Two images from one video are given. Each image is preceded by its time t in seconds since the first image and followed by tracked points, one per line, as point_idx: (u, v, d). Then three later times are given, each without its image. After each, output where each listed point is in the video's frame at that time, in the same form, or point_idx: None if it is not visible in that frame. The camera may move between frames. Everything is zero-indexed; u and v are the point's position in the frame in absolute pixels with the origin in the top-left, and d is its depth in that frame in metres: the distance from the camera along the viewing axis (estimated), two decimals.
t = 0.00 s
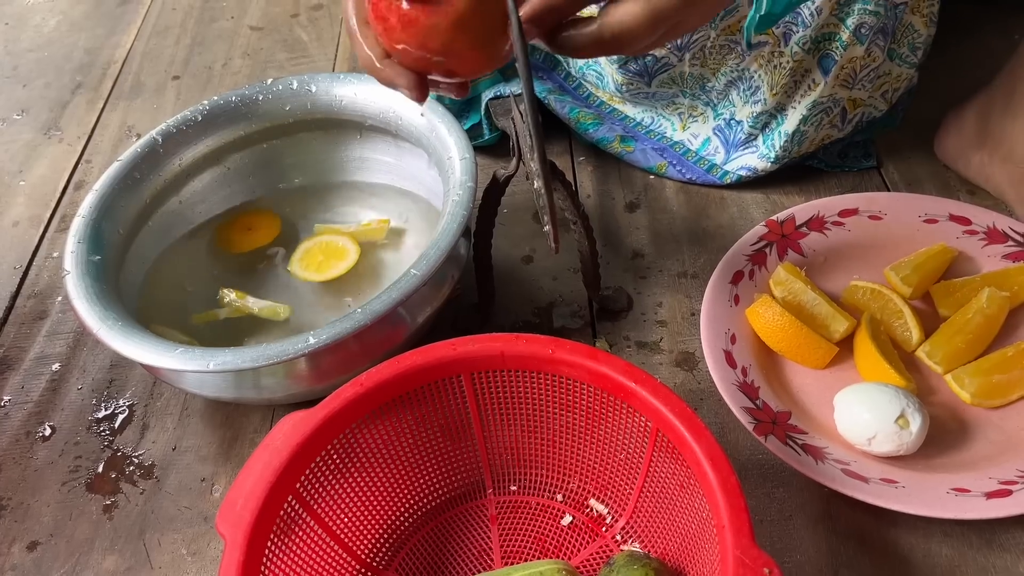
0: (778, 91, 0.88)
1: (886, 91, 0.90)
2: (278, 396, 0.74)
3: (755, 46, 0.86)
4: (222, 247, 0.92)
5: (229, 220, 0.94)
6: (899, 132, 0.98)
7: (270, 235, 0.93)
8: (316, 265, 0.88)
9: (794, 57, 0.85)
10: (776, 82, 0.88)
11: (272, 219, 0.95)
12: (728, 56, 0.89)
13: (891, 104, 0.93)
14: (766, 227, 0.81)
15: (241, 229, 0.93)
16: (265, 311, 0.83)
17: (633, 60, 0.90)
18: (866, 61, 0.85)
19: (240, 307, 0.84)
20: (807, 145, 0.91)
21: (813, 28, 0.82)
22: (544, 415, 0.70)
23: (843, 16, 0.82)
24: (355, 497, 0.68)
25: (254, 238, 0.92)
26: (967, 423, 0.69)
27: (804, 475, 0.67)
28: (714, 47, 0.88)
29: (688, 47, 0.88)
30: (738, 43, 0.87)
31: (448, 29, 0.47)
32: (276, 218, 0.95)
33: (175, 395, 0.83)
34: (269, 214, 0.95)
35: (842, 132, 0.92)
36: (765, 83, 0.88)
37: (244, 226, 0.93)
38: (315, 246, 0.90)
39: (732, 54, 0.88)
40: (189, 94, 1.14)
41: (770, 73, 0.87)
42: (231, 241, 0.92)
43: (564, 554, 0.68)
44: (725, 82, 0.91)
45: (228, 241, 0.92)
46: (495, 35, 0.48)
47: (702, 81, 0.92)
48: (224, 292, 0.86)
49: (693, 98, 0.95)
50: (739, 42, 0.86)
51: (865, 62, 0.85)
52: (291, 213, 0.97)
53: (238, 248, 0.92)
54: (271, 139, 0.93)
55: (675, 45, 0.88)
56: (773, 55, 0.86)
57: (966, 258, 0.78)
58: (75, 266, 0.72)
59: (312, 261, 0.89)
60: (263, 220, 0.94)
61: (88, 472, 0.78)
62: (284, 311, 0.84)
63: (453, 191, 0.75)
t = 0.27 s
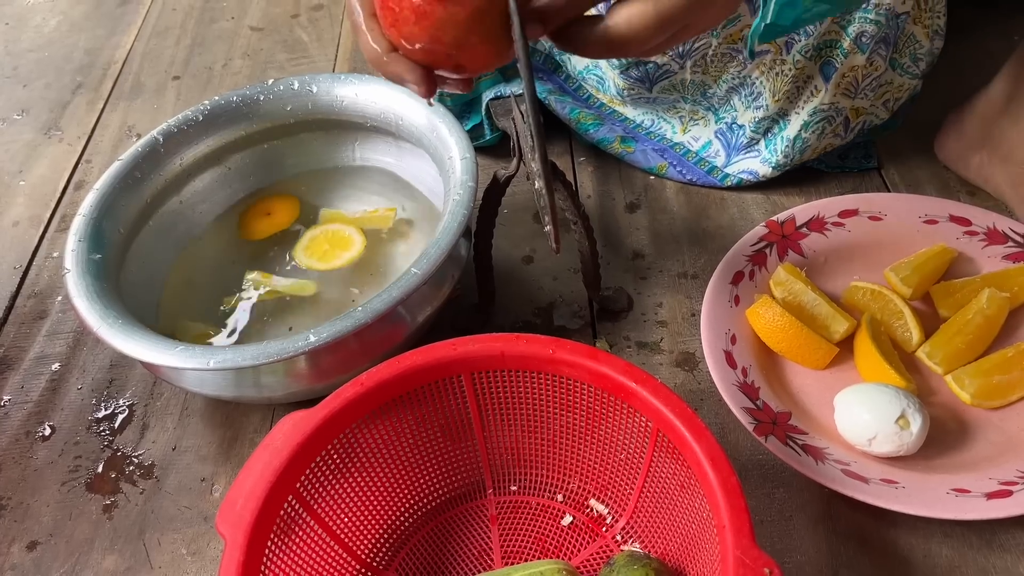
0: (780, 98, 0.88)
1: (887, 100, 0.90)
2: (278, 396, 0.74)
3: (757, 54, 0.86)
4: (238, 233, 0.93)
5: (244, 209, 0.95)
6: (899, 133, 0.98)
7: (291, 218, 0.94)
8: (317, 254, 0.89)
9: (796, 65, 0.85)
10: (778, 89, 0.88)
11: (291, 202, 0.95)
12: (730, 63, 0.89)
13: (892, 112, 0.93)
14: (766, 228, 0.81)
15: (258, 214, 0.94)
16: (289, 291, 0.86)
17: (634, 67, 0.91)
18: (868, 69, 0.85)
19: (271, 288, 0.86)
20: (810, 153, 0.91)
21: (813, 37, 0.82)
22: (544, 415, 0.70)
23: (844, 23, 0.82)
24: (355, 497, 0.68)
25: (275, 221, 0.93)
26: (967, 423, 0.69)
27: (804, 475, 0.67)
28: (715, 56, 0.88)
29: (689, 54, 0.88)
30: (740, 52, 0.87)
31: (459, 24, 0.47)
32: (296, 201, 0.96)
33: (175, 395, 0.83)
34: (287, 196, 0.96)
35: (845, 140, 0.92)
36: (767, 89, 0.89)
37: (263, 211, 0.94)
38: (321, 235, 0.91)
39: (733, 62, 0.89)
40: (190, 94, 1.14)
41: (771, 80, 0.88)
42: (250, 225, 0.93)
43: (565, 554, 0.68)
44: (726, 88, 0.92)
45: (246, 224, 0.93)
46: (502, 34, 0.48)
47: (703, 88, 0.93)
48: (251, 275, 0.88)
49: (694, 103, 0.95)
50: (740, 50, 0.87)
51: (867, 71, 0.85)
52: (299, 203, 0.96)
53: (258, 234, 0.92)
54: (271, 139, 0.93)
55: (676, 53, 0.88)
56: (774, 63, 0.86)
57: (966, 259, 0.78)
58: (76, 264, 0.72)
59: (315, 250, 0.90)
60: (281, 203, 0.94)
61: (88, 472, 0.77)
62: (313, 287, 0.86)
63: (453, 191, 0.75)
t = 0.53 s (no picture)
0: (783, 101, 0.89)
1: (891, 106, 0.90)
2: (280, 393, 0.74)
3: (760, 58, 0.87)
4: (239, 234, 0.93)
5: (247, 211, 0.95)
6: (901, 132, 0.98)
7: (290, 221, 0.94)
8: (326, 266, 0.87)
9: (799, 70, 0.86)
10: (781, 93, 0.89)
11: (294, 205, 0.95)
12: (733, 69, 0.89)
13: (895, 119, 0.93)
14: (768, 227, 0.81)
15: (259, 217, 0.94)
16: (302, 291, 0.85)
17: (637, 71, 0.91)
18: (872, 77, 0.86)
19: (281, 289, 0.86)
20: (814, 159, 0.91)
21: (817, 43, 0.84)
22: (547, 413, 0.70)
23: (847, 29, 0.83)
24: (358, 494, 0.68)
25: (276, 224, 0.93)
26: (969, 422, 0.69)
27: (806, 473, 0.67)
28: (718, 61, 0.89)
29: (693, 59, 0.89)
30: (743, 57, 0.88)
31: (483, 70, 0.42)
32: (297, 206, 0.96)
33: (177, 392, 0.83)
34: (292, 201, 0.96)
35: (847, 147, 0.92)
36: (771, 93, 0.89)
37: (264, 215, 0.94)
38: (331, 246, 0.89)
39: (736, 67, 0.89)
40: (192, 92, 1.14)
41: (775, 84, 0.89)
42: (251, 228, 0.93)
43: (567, 552, 0.68)
44: (729, 92, 0.92)
45: (246, 227, 0.93)
46: (516, 60, 0.42)
47: (706, 92, 0.93)
48: (259, 274, 0.87)
49: (697, 106, 0.95)
50: (743, 55, 0.87)
51: (870, 79, 0.86)
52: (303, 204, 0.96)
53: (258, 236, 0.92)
54: (273, 137, 0.94)
55: (680, 58, 0.89)
56: (778, 67, 0.87)
57: (968, 258, 0.78)
58: (78, 262, 0.72)
59: (324, 262, 0.88)
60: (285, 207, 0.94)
61: (90, 469, 0.77)
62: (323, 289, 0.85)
63: (456, 189, 0.75)
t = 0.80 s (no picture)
0: (783, 106, 0.89)
1: (892, 107, 0.91)
2: (281, 393, 0.74)
3: (758, 64, 0.88)
4: (237, 238, 0.93)
5: (245, 212, 0.95)
6: (902, 133, 0.98)
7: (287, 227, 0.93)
8: (322, 284, 0.86)
9: (798, 75, 0.86)
10: (781, 97, 0.89)
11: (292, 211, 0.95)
12: (732, 76, 0.89)
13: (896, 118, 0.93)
14: (769, 228, 0.81)
15: (257, 220, 0.93)
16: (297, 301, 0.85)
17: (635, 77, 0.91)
18: (872, 80, 0.86)
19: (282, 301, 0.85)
20: (815, 162, 0.91)
21: (814, 49, 0.84)
22: (548, 413, 0.70)
23: (846, 34, 0.83)
24: (359, 494, 0.68)
25: (274, 227, 0.93)
26: (970, 423, 0.69)
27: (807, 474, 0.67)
28: (716, 68, 0.89)
29: (691, 66, 0.88)
30: (742, 63, 0.88)
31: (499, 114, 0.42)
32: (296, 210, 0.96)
33: (178, 392, 0.83)
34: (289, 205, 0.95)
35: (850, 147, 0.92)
36: (770, 97, 0.90)
37: (263, 216, 0.93)
38: (329, 262, 0.88)
39: (735, 73, 0.89)
40: (193, 93, 1.14)
41: (774, 89, 0.89)
42: (249, 232, 0.92)
43: (568, 552, 0.69)
44: (729, 97, 0.92)
45: (245, 232, 0.93)
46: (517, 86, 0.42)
47: (705, 98, 0.93)
48: (263, 279, 0.87)
49: (697, 111, 0.95)
50: (741, 62, 0.87)
51: (869, 82, 0.86)
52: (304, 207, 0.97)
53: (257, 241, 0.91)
54: (275, 138, 0.94)
55: (677, 65, 0.88)
56: (776, 73, 0.88)
57: (970, 259, 0.78)
58: (80, 262, 0.72)
59: (321, 278, 0.87)
60: (284, 211, 0.94)
61: (91, 469, 0.78)
62: (317, 303, 0.85)
63: (457, 190, 0.75)
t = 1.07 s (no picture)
0: (783, 99, 0.90)
1: (891, 96, 0.90)
2: (283, 392, 0.74)
3: (759, 56, 0.89)
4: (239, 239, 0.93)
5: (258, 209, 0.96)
6: (903, 134, 0.98)
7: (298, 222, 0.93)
8: (337, 268, 0.87)
9: (798, 67, 0.87)
10: (781, 90, 0.90)
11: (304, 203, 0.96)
12: (732, 67, 0.91)
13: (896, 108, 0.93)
14: (771, 227, 0.80)
15: (272, 214, 0.94)
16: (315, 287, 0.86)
17: (636, 70, 0.92)
18: (870, 70, 0.85)
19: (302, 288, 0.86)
20: (813, 154, 0.91)
21: (815, 40, 0.84)
22: (549, 413, 0.70)
23: (845, 25, 0.83)
24: (360, 494, 0.68)
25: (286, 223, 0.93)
26: (971, 423, 0.69)
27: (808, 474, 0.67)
28: (717, 60, 0.90)
29: (691, 59, 0.90)
30: (743, 55, 0.89)
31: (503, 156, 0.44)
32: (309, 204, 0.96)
33: (180, 391, 0.84)
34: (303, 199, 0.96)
35: (847, 139, 0.92)
36: (771, 91, 0.90)
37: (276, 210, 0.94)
38: (344, 245, 0.89)
39: (736, 65, 0.91)
40: (194, 92, 1.14)
41: (774, 82, 0.90)
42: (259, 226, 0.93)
43: (569, 552, 0.69)
44: (730, 90, 0.93)
45: (257, 223, 0.94)
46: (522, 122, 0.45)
47: (706, 91, 0.94)
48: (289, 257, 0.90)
49: (698, 106, 0.96)
50: (742, 53, 0.89)
51: (868, 72, 0.85)
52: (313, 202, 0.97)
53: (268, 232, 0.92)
54: (276, 138, 0.94)
55: (678, 57, 0.90)
56: (776, 65, 0.89)
57: (970, 259, 0.78)
58: (82, 261, 0.72)
59: (336, 261, 0.88)
60: (295, 205, 0.95)
61: (92, 468, 0.78)
62: (332, 289, 0.85)
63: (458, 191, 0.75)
